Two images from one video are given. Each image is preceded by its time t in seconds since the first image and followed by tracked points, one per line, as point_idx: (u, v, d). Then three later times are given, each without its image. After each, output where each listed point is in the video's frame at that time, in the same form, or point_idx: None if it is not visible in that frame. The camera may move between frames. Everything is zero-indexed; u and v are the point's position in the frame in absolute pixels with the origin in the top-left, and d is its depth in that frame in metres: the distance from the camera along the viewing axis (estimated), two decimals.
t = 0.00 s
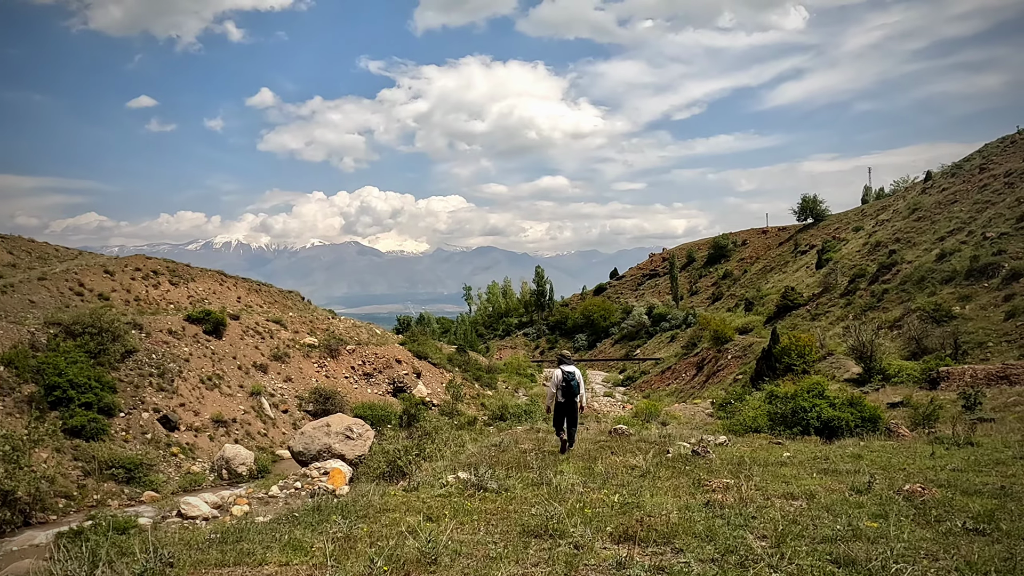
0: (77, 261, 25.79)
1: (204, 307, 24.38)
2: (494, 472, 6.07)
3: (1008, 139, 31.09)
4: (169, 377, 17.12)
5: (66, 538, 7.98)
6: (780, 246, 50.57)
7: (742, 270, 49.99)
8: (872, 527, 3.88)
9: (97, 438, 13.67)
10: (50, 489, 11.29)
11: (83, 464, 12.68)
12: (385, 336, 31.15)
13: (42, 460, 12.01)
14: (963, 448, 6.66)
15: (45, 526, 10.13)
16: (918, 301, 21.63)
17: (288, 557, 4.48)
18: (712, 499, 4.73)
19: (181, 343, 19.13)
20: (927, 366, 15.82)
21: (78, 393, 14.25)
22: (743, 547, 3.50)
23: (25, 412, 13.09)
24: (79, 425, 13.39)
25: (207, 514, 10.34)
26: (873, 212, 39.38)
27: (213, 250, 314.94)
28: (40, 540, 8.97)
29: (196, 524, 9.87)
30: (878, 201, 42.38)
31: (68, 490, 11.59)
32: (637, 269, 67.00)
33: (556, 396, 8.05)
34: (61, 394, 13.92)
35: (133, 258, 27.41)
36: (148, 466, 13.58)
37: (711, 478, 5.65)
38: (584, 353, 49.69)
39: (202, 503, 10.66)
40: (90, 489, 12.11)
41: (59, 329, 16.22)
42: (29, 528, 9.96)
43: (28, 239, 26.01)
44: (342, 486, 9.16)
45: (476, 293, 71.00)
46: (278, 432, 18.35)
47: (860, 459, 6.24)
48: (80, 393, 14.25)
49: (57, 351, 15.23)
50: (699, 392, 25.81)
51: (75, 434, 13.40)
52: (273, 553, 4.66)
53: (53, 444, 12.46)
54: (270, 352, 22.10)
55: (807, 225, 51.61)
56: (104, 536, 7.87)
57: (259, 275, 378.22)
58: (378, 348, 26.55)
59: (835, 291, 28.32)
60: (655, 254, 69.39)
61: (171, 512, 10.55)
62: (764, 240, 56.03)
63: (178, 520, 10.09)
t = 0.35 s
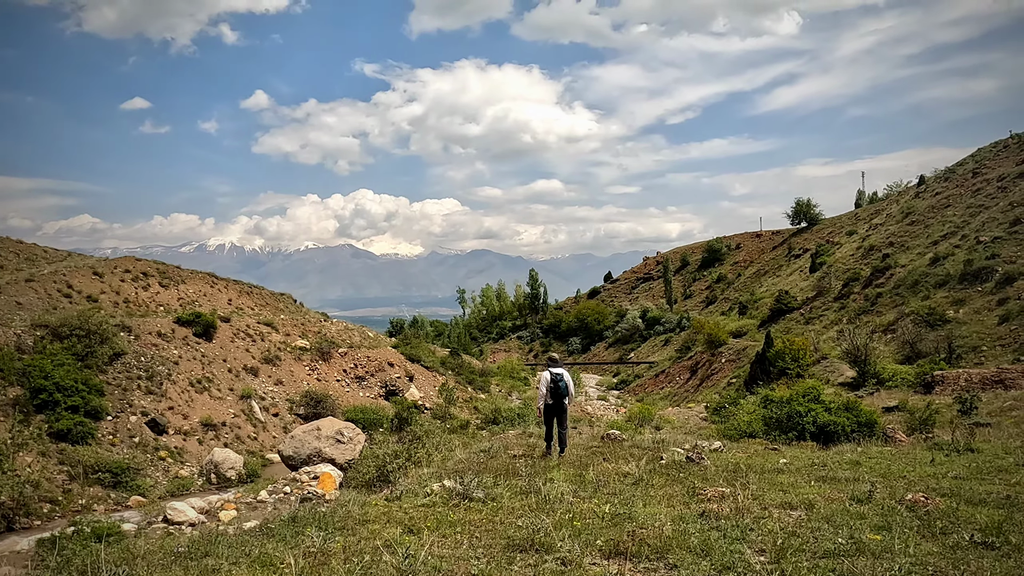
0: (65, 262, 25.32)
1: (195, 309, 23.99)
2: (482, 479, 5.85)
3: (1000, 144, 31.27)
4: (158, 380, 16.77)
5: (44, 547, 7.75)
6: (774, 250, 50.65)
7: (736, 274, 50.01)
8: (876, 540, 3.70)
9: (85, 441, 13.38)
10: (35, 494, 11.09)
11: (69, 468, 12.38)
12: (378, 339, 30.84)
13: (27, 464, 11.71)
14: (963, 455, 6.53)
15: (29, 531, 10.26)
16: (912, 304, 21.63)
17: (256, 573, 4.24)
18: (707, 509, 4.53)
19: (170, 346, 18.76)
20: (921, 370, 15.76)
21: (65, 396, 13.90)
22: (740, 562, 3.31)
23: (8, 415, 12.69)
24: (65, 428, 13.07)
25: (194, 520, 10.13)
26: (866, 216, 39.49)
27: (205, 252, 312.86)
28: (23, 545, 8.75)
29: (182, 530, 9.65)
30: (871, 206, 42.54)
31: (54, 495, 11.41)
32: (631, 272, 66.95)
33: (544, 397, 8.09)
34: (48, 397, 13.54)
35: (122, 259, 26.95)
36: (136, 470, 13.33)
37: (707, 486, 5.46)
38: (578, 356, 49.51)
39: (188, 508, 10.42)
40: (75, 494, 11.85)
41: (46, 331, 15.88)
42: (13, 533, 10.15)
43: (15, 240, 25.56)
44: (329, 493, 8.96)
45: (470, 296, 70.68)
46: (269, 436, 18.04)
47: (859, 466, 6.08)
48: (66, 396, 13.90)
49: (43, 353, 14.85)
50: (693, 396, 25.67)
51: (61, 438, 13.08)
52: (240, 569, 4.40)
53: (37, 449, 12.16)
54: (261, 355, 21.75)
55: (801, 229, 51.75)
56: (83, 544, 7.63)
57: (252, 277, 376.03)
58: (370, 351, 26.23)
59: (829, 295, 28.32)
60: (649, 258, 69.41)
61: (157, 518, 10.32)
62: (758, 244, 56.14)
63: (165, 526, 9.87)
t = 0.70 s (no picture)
0: (52, 260, 24.85)
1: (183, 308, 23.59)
2: (466, 484, 5.60)
3: (992, 146, 31.42)
4: (145, 379, 16.41)
5: (18, 551, 7.48)
6: (766, 251, 50.74)
7: (729, 275, 50.03)
8: (877, 550, 3.52)
9: (69, 442, 13.08)
10: (16, 496, 10.80)
11: (52, 469, 12.09)
12: (369, 339, 30.51)
13: (7, 466, 11.40)
14: (961, 459, 6.41)
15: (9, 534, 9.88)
16: (904, 305, 21.64)
17: None
18: (699, 517, 4.33)
19: (158, 345, 18.36)
20: (914, 371, 15.71)
21: (49, 396, 13.58)
22: None
23: None
24: (49, 429, 12.77)
25: (178, 522, 9.85)
26: (858, 218, 39.62)
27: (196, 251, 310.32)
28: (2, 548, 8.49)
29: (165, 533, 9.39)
30: (863, 207, 42.68)
31: (36, 496, 11.10)
32: (624, 273, 66.87)
33: (527, 397, 8.02)
34: (31, 397, 13.22)
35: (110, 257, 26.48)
36: (121, 471, 13.01)
37: (698, 492, 5.25)
38: (571, 357, 49.34)
39: (173, 510, 10.15)
40: (58, 496, 11.55)
41: (30, 330, 15.48)
42: None
43: None
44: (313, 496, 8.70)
45: (463, 296, 70.34)
46: (257, 437, 17.72)
47: (856, 472, 5.92)
48: (50, 396, 13.58)
49: (26, 352, 14.49)
50: (685, 397, 25.56)
51: (45, 439, 12.78)
52: None
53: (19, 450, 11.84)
54: (250, 355, 21.37)
55: (793, 230, 51.87)
56: (59, 549, 7.35)
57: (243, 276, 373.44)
58: (361, 351, 25.89)
59: (821, 296, 28.32)
60: (642, 258, 69.39)
61: (140, 521, 10.04)
62: (751, 245, 56.25)
63: (148, 528, 9.60)
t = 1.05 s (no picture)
0: (41, 256, 24.44)
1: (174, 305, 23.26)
2: (453, 485, 5.39)
3: (987, 146, 31.47)
4: (135, 376, 16.13)
5: None
6: (761, 250, 50.74)
7: (724, 274, 50.03)
8: (879, 555, 3.35)
9: (56, 440, 12.83)
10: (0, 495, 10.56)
11: (38, 467, 11.84)
12: (362, 337, 30.24)
13: None
14: (961, 459, 6.28)
15: None
16: (899, 304, 21.63)
17: None
18: (693, 520, 4.14)
19: (148, 343, 18.03)
20: (909, 370, 15.67)
21: (36, 393, 13.31)
22: None
23: None
24: (36, 426, 12.52)
25: (166, 521, 9.61)
26: (853, 217, 39.65)
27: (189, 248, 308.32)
28: None
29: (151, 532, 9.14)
30: (858, 206, 42.74)
31: (20, 496, 10.87)
32: (619, 272, 66.77)
33: (515, 395, 7.86)
34: (17, 395, 12.96)
35: (100, 254, 26.09)
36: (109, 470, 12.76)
37: (693, 493, 5.07)
38: (566, 355, 49.21)
39: (161, 509, 9.93)
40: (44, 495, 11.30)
41: (18, 326, 15.17)
42: None
43: None
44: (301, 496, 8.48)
45: (458, 295, 70.07)
46: (248, 435, 17.46)
47: (854, 472, 5.77)
48: (37, 393, 13.31)
49: (13, 349, 14.20)
50: (680, 395, 25.43)
51: (32, 437, 12.54)
52: None
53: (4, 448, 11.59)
54: (242, 353, 21.06)
55: (788, 229, 51.89)
56: (39, 550, 7.10)
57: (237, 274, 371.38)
58: (354, 349, 25.62)
59: (816, 295, 28.30)
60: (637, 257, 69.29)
61: (127, 520, 9.81)
62: (746, 244, 56.24)
63: (135, 528, 9.36)
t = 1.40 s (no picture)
0: (32, 256, 24.08)
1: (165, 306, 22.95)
2: (434, 494, 5.16)
3: (983, 147, 31.44)
4: (125, 377, 15.85)
5: None
6: (758, 251, 50.67)
7: (720, 275, 49.92)
8: (879, 572, 3.16)
9: (44, 442, 12.56)
10: None
11: (23, 470, 11.56)
12: (357, 338, 29.96)
13: None
14: (961, 465, 6.10)
15: None
16: (896, 306, 21.55)
17: None
18: (683, 532, 3.93)
19: (139, 343, 17.73)
20: (906, 373, 15.57)
21: (23, 394, 13.04)
22: None
23: None
24: (22, 428, 12.25)
25: (152, 525, 9.39)
26: (850, 219, 39.61)
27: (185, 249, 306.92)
28: None
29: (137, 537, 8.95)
30: (854, 208, 42.70)
31: (6, 498, 10.61)
32: (615, 272, 66.62)
33: (503, 395, 7.98)
34: (4, 396, 12.69)
35: (92, 253, 25.74)
36: (98, 472, 12.50)
37: (683, 502, 4.86)
38: (562, 357, 49.00)
39: (147, 513, 9.70)
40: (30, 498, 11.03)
41: (5, 327, 14.87)
42: None
43: None
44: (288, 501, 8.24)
45: (454, 296, 69.75)
46: (240, 437, 17.18)
47: (851, 479, 5.56)
48: (24, 395, 13.04)
49: None
50: (676, 397, 25.24)
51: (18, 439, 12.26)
52: None
53: None
54: (234, 354, 20.75)
55: (785, 231, 51.82)
56: (15, 557, 6.85)
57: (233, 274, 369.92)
58: (347, 350, 25.32)
59: (813, 296, 28.20)
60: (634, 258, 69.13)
61: (113, 524, 9.55)
62: (742, 245, 56.14)
63: (120, 532, 9.15)
